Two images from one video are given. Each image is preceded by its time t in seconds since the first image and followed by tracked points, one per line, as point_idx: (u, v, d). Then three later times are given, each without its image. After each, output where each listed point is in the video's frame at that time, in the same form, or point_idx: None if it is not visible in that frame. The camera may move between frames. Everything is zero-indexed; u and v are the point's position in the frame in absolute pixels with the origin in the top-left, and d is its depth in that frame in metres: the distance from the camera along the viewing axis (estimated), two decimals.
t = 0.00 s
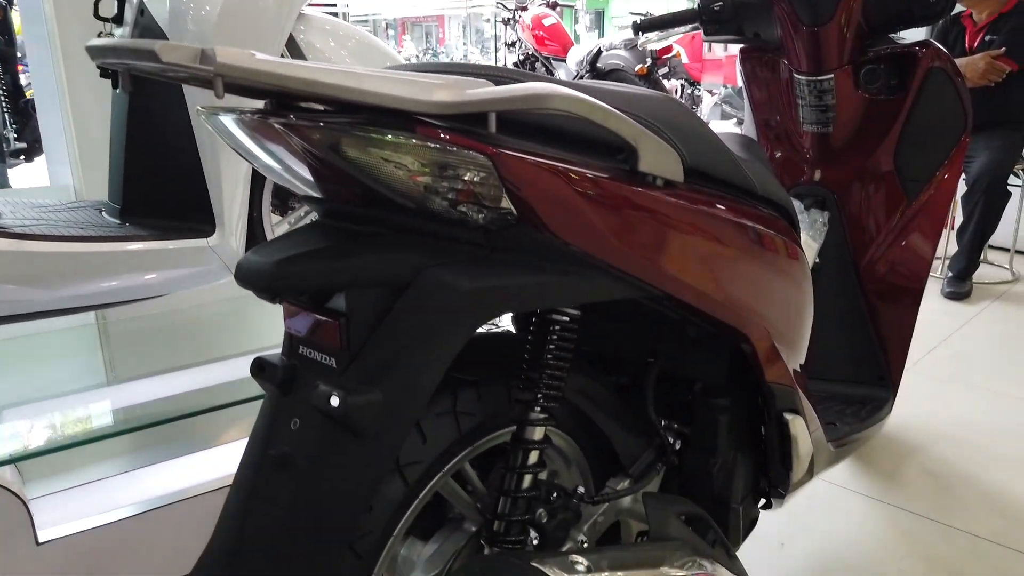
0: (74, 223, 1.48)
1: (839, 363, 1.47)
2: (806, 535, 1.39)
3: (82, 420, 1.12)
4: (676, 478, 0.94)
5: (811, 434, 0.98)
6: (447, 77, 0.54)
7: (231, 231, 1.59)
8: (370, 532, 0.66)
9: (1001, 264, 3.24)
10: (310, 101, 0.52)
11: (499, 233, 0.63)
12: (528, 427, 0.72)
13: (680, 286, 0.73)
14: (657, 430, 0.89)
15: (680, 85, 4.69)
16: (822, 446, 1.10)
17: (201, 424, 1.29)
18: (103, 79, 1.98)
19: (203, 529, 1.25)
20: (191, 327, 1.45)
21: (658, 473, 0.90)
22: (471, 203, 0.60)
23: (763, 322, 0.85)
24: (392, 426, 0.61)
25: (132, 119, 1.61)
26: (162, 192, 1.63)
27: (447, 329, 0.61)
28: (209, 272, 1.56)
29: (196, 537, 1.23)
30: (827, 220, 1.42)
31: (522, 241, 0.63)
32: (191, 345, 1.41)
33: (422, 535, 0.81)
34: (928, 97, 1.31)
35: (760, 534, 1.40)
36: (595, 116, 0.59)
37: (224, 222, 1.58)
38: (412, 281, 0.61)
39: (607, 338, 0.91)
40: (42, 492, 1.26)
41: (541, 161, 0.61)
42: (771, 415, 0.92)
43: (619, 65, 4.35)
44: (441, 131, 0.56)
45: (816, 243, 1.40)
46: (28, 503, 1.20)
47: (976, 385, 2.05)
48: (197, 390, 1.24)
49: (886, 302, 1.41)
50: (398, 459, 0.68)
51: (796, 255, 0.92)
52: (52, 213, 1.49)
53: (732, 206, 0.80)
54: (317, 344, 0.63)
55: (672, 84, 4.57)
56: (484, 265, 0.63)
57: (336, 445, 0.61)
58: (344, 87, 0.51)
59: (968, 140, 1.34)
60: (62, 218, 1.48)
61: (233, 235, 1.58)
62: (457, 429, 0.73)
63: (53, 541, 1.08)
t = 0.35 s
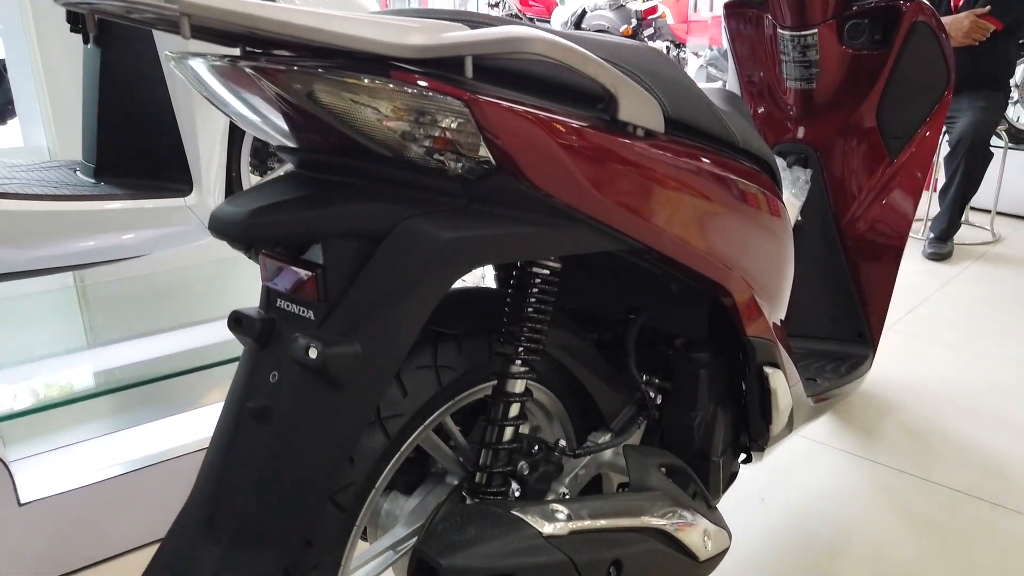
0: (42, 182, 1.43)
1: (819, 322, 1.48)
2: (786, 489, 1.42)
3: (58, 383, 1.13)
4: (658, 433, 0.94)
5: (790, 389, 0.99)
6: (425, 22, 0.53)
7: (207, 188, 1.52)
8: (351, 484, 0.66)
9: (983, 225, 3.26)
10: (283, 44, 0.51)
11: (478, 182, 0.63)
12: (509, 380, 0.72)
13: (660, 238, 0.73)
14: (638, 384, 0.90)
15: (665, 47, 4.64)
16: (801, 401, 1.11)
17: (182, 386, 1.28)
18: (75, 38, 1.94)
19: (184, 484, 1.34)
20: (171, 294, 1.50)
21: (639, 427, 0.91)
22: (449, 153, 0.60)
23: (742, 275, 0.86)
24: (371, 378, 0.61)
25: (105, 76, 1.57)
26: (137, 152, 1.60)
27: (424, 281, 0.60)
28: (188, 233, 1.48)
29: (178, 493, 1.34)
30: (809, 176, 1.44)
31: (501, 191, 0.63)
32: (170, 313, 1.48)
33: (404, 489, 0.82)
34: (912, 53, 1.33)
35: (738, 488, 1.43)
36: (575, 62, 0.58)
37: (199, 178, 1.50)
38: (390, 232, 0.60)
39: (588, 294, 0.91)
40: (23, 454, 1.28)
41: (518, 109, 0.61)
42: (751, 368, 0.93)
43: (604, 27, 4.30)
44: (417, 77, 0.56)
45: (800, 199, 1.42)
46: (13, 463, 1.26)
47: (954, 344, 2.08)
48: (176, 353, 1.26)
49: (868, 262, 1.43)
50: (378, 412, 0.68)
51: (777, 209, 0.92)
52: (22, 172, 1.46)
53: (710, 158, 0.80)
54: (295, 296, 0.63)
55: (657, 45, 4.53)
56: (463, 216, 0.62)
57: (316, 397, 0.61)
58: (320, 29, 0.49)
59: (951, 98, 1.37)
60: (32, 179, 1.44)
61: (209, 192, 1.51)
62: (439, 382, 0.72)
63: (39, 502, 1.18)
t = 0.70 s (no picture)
0: (21, 143, 1.42)
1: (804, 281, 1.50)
2: (772, 448, 1.44)
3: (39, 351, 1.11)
4: (645, 390, 0.95)
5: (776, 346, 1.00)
6: None
7: (188, 148, 1.52)
8: (342, 439, 0.67)
9: (966, 189, 3.28)
10: None
11: (466, 134, 0.62)
12: (499, 336, 0.72)
13: (649, 193, 0.73)
14: (627, 341, 0.90)
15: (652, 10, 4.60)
16: (787, 359, 1.12)
17: (170, 350, 1.28)
18: None
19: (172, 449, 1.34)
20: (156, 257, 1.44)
21: (627, 384, 0.92)
22: (437, 105, 0.60)
23: (730, 231, 0.86)
24: (360, 332, 0.61)
25: (82, 35, 1.54)
26: (117, 114, 1.56)
27: (413, 234, 0.60)
28: (172, 195, 1.49)
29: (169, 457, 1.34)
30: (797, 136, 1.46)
31: (490, 144, 0.63)
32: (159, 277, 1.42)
33: (395, 446, 0.83)
34: (899, 11, 1.35)
35: (724, 446, 1.45)
36: (564, 10, 0.58)
37: (179, 138, 1.51)
38: (378, 185, 0.60)
39: (576, 251, 0.91)
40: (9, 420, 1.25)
41: (507, 57, 0.60)
42: (738, 325, 0.94)
43: None
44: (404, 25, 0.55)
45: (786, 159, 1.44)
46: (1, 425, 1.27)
47: (936, 304, 2.10)
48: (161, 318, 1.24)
49: (855, 224, 1.46)
50: (369, 368, 0.68)
51: (767, 167, 0.92)
52: None
53: (700, 113, 0.80)
54: (284, 252, 0.62)
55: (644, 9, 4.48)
56: (452, 170, 0.62)
57: (307, 351, 0.61)
58: None
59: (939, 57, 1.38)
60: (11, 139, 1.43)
61: (191, 153, 1.52)
62: (428, 339, 0.72)
63: (27, 464, 1.19)
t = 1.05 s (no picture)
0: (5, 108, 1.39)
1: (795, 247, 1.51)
2: (763, 413, 1.45)
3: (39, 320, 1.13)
4: (640, 354, 0.96)
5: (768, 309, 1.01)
6: None
7: (176, 115, 1.49)
8: (340, 402, 0.67)
9: (955, 156, 3.29)
10: None
11: (462, 96, 0.62)
12: (495, 300, 0.72)
13: (643, 155, 0.73)
14: (621, 305, 0.90)
15: None
16: (779, 324, 1.13)
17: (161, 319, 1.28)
18: None
19: (167, 417, 1.35)
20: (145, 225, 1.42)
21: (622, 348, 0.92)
22: (433, 64, 0.59)
23: (724, 195, 0.86)
24: (357, 295, 0.61)
25: None
26: (101, 80, 1.54)
27: (409, 195, 0.60)
28: (159, 161, 1.49)
29: (162, 426, 1.34)
30: (789, 101, 1.47)
31: (484, 105, 0.63)
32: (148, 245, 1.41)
33: (391, 411, 0.83)
34: None
35: (715, 410, 1.46)
36: None
37: (167, 105, 1.48)
38: (374, 147, 0.60)
39: (570, 216, 0.91)
40: None
41: (501, 15, 0.60)
42: (731, 290, 0.94)
43: None
44: None
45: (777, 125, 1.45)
46: None
47: (924, 270, 2.12)
48: (154, 287, 1.24)
49: (846, 190, 1.46)
50: (366, 332, 0.68)
51: (760, 132, 0.92)
52: None
53: (693, 75, 0.80)
54: (280, 215, 0.62)
55: None
56: (446, 132, 0.62)
57: (304, 315, 0.61)
58: None
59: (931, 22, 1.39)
60: None
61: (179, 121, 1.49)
62: (424, 303, 0.72)
63: (19, 434, 1.19)
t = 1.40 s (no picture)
0: None
1: (789, 222, 1.51)
2: (757, 387, 1.46)
3: (34, 297, 1.13)
4: (636, 329, 0.95)
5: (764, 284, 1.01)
6: None
7: (166, 90, 1.47)
8: (337, 378, 0.66)
9: (950, 130, 3.29)
10: None
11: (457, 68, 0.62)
12: (491, 275, 0.72)
13: (640, 128, 0.72)
14: (617, 280, 0.90)
15: None
16: (774, 298, 1.13)
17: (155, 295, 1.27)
18: None
19: (161, 396, 1.34)
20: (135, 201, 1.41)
21: (618, 323, 0.92)
22: (429, 36, 0.59)
23: (721, 168, 0.86)
24: (353, 270, 0.61)
25: None
26: (89, 54, 1.52)
27: (406, 169, 0.60)
28: (149, 137, 1.47)
29: (156, 404, 1.34)
30: (786, 74, 1.48)
31: (480, 78, 0.62)
32: (139, 222, 1.39)
33: (388, 387, 0.83)
34: None
35: (710, 385, 1.47)
36: None
37: (156, 81, 1.46)
38: (370, 120, 0.59)
39: (567, 190, 0.90)
40: None
41: None
42: (727, 264, 0.94)
43: None
44: None
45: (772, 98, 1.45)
46: None
47: (918, 245, 2.12)
48: (146, 264, 1.24)
49: (841, 164, 1.46)
50: (362, 307, 0.68)
51: (757, 105, 0.92)
52: None
53: (690, 47, 0.79)
54: (275, 190, 0.61)
55: None
56: (441, 105, 0.61)
57: (300, 290, 0.60)
58: None
59: None
60: None
61: (169, 95, 1.48)
62: (421, 278, 0.72)
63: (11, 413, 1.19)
